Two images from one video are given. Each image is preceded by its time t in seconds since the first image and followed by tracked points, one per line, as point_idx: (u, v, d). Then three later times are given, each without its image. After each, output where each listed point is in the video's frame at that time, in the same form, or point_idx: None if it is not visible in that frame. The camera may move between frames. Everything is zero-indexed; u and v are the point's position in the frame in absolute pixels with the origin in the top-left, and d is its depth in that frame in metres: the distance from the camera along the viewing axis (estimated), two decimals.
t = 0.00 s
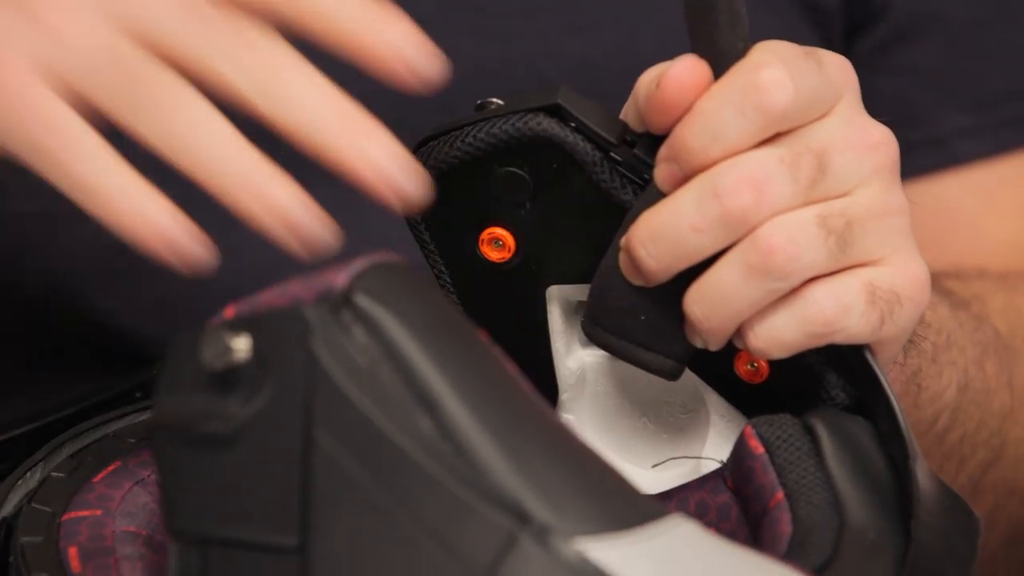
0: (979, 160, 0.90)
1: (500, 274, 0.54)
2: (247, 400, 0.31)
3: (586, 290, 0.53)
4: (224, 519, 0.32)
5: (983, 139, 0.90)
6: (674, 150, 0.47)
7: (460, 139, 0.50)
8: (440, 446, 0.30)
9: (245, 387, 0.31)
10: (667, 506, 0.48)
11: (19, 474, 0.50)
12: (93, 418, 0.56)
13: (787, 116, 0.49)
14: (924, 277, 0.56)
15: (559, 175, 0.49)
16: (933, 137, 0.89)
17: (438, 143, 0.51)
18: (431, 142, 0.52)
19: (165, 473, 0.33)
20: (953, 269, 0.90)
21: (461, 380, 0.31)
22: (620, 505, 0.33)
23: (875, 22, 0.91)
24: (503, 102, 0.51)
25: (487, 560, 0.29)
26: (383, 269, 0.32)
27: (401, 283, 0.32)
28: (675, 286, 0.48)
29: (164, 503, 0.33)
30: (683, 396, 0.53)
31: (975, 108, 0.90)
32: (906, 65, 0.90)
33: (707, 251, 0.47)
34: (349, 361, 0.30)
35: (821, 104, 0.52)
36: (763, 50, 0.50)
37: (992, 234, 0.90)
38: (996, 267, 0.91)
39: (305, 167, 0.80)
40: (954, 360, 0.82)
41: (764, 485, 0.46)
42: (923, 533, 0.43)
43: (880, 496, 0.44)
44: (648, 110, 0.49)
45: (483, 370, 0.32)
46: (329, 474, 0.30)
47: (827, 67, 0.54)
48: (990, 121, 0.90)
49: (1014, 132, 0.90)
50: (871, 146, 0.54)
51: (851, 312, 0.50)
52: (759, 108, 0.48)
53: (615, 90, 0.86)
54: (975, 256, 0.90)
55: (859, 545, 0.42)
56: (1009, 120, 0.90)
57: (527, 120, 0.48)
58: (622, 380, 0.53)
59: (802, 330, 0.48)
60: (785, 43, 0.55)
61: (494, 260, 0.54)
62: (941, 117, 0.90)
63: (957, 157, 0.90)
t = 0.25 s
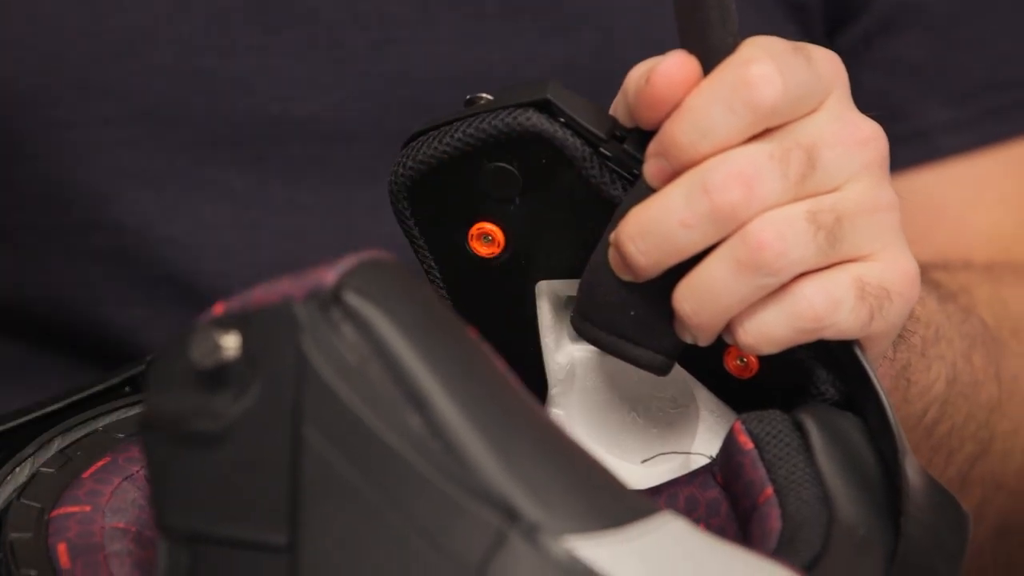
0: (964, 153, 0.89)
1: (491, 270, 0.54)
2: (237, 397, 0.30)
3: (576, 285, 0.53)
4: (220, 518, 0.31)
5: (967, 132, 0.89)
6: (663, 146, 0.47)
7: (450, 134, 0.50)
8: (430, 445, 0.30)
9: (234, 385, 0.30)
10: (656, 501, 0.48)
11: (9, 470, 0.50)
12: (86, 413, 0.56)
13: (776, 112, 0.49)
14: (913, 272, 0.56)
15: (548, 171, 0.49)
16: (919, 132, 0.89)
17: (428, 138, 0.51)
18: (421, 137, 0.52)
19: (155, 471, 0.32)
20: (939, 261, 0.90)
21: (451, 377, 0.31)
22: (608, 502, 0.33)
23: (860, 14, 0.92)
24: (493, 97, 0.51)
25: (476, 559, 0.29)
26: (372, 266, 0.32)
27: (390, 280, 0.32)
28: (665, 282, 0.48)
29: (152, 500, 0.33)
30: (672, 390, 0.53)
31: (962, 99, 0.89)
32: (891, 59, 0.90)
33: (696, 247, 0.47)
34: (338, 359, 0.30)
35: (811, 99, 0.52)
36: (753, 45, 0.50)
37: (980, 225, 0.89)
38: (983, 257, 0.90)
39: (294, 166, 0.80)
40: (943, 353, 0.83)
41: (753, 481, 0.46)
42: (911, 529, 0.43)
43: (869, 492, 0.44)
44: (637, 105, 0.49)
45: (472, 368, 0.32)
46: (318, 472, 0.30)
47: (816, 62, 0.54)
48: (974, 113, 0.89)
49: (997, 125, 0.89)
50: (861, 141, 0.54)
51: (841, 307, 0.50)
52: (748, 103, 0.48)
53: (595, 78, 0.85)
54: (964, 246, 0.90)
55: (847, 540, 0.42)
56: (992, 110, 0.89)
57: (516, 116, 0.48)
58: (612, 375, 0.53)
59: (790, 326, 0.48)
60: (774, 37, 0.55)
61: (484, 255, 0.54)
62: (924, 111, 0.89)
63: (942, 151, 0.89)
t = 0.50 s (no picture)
0: (949, 150, 0.90)
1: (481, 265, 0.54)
2: (227, 396, 0.30)
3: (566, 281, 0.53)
4: (213, 518, 0.31)
5: (952, 130, 0.89)
6: (653, 141, 0.47)
7: (439, 130, 0.50)
8: (419, 443, 0.30)
9: (224, 384, 0.30)
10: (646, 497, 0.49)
11: None
12: (74, 408, 0.56)
13: (766, 108, 0.49)
14: (903, 268, 0.56)
15: (539, 166, 0.49)
16: (903, 130, 0.89)
17: (417, 134, 0.51)
18: (410, 133, 0.52)
19: (146, 470, 0.32)
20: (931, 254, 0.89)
21: (440, 376, 0.31)
22: (599, 502, 0.32)
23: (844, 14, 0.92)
24: (483, 93, 0.51)
25: (466, 559, 0.29)
26: (360, 265, 0.32)
27: (379, 279, 0.32)
28: (654, 278, 0.48)
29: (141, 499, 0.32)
30: (663, 386, 0.54)
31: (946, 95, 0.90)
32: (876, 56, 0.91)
33: (686, 243, 0.47)
34: (326, 358, 0.30)
35: (801, 95, 0.52)
36: (742, 41, 0.50)
37: (965, 222, 0.89)
38: (967, 254, 0.89)
39: (285, 163, 0.80)
40: (933, 348, 0.83)
41: (742, 477, 0.46)
42: (901, 525, 0.44)
43: (859, 488, 0.44)
44: (627, 101, 0.49)
45: (461, 366, 0.32)
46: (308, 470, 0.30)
47: (806, 58, 0.54)
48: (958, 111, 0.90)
49: (983, 122, 0.90)
50: (851, 137, 0.54)
51: (830, 303, 0.50)
52: (738, 99, 0.48)
53: (584, 77, 0.85)
54: (947, 244, 0.89)
55: (838, 537, 0.43)
56: (975, 110, 0.90)
57: (505, 112, 0.48)
58: (602, 371, 0.53)
59: (780, 322, 0.48)
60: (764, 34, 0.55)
61: (474, 251, 0.54)
62: (909, 110, 0.89)
63: (929, 146, 0.89)
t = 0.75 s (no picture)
0: (936, 144, 0.90)
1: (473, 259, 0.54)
2: (219, 394, 0.30)
3: (557, 275, 0.53)
4: (205, 514, 0.31)
5: (938, 125, 0.90)
6: (645, 136, 0.47)
7: (430, 125, 0.50)
8: (411, 441, 0.30)
9: (215, 381, 0.30)
10: (638, 492, 0.49)
11: None
12: (63, 404, 0.56)
13: (759, 103, 0.49)
14: (895, 263, 0.56)
15: (531, 161, 0.49)
16: (891, 126, 0.90)
17: (408, 128, 0.51)
18: (402, 127, 0.52)
19: (136, 467, 0.32)
20: (916, 251, 0.88)
21: (432, 373, 0.31)
22: (590, 499, 0.32)
23: (828, 11, 0.93)
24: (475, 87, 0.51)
25: (457, 556, 0.29)
26: (352, 262, 0.32)
27: (371, 276, 0.32)
28: (646, 273, 0.48)
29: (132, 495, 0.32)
30: (656, 380, 0.54)
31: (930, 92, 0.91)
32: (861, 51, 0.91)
33: (678, 238, 0.47)
34: (318, 355, 0.30)
35: (794, 90, 0.52)
36: (736, 35, 0.50)
37: (954, 217, 0.89)
38: (958, 251, 0.89)
39: (271, 154, 0.80)
40: (921, 344, 0.83)
41: (734, 473, 0.47)
42: (892, 520, 0.43)
43: (851, 482, 0.45)
44: (619, 96, 0.49)
45: (453, 363, 0.32)
46: (299, 467, 0.30)
47: (799, 53, 0.54)
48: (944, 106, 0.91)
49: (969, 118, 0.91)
50: (844, 132, 0.54)
51: (823, 298, 0.50)
52: (730, 94, 0.48)
53: (572, 72, 0.85)
54: (932, 242, 0.89)
55: (829, 532, 0.43)
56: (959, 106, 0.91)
57: (496, 106, 0.48)
58: (595, 365, 0.53)
59: (772, 317, 0.48)
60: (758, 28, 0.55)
61: (465, 245, 0.54)
62: (895, 106, 0.90)
63: (915, 140, 0.90)
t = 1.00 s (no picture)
0: (916, 139, 0.90)
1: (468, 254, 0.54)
2: (213, 379, 0.30)
3: (551, 269, 0.53)
4: (200, 501, 0.31)
5: (917, 121, 0.90)
6: (641, 129, 0.47)
7: (426, 118, 0.50)
8: (405, 427, 0.30)
9: (209, 367, 0.30)
10: (634, 485, 0.48)
11: None
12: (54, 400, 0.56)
13: (754, 97, 0.49)
14: (889, 259, 0.56)
15: (526, 155, 0.49)
16: (873, 120, 0.89)
17: (403, 122, 0.51)
18: (396, 121, 0.52)
19: (130, 454, 0.32)
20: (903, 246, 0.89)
21: (426, 360, 0.31)
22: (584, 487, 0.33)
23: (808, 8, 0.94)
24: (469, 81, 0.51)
25: (452, 543, 0.29)
26: (347, 250, 0.32)
27: (365, 264, 0.32)
28: (641, 267, 0.49)
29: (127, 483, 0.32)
30: (650, 374, 0.54)
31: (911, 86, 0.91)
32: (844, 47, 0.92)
33: (673, 231, 0.48)
34: (312, 341, 0.30)
35: (789, 84, 0.52)
36: (731, 30, 0.50)
37: (937, 212, 0.89)
38: (942, 245, 0.90)
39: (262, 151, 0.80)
40: (913, 341, 0.82)
41: (730, 465, 0.46)
42: (886, 513, 0.44)
43: (845, 474, 0.45)
44: (615, 90, 0.49)
45: (448, 351, 0.32)
46: (293, 454, 0.30)
47: (795, 48, 0.55)
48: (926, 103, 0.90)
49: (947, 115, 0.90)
50: (840, 127, 0.55)
51: (817, 291, 0.50)
52: (726, 87, 0.48)
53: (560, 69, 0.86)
54: (915, 238, 0.89)
55: (824, 525, 0.42)
56: (939, 101, 0.90)
57: (492, 99, 0.48)
58: (588, 360, 0.54)
59: (767, 310, 0.48)
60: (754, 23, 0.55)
61: (460, 239, 0.54)
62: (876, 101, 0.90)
63: (898, 134, 0.89)
